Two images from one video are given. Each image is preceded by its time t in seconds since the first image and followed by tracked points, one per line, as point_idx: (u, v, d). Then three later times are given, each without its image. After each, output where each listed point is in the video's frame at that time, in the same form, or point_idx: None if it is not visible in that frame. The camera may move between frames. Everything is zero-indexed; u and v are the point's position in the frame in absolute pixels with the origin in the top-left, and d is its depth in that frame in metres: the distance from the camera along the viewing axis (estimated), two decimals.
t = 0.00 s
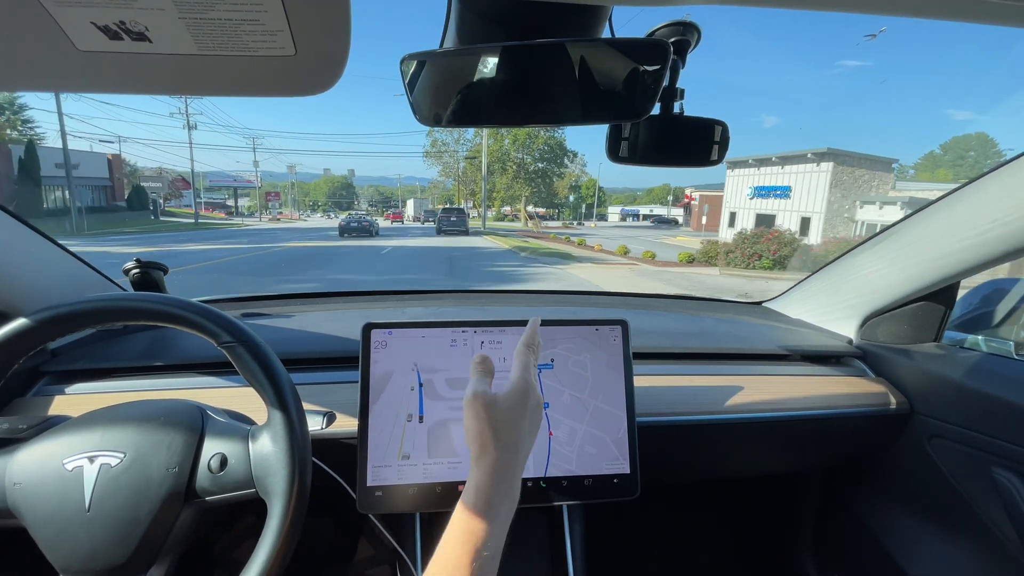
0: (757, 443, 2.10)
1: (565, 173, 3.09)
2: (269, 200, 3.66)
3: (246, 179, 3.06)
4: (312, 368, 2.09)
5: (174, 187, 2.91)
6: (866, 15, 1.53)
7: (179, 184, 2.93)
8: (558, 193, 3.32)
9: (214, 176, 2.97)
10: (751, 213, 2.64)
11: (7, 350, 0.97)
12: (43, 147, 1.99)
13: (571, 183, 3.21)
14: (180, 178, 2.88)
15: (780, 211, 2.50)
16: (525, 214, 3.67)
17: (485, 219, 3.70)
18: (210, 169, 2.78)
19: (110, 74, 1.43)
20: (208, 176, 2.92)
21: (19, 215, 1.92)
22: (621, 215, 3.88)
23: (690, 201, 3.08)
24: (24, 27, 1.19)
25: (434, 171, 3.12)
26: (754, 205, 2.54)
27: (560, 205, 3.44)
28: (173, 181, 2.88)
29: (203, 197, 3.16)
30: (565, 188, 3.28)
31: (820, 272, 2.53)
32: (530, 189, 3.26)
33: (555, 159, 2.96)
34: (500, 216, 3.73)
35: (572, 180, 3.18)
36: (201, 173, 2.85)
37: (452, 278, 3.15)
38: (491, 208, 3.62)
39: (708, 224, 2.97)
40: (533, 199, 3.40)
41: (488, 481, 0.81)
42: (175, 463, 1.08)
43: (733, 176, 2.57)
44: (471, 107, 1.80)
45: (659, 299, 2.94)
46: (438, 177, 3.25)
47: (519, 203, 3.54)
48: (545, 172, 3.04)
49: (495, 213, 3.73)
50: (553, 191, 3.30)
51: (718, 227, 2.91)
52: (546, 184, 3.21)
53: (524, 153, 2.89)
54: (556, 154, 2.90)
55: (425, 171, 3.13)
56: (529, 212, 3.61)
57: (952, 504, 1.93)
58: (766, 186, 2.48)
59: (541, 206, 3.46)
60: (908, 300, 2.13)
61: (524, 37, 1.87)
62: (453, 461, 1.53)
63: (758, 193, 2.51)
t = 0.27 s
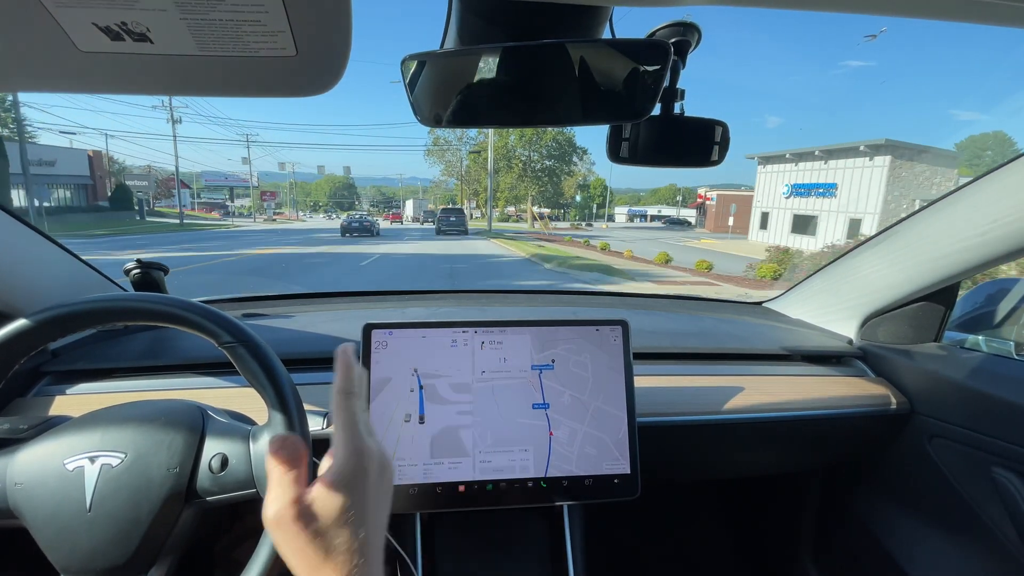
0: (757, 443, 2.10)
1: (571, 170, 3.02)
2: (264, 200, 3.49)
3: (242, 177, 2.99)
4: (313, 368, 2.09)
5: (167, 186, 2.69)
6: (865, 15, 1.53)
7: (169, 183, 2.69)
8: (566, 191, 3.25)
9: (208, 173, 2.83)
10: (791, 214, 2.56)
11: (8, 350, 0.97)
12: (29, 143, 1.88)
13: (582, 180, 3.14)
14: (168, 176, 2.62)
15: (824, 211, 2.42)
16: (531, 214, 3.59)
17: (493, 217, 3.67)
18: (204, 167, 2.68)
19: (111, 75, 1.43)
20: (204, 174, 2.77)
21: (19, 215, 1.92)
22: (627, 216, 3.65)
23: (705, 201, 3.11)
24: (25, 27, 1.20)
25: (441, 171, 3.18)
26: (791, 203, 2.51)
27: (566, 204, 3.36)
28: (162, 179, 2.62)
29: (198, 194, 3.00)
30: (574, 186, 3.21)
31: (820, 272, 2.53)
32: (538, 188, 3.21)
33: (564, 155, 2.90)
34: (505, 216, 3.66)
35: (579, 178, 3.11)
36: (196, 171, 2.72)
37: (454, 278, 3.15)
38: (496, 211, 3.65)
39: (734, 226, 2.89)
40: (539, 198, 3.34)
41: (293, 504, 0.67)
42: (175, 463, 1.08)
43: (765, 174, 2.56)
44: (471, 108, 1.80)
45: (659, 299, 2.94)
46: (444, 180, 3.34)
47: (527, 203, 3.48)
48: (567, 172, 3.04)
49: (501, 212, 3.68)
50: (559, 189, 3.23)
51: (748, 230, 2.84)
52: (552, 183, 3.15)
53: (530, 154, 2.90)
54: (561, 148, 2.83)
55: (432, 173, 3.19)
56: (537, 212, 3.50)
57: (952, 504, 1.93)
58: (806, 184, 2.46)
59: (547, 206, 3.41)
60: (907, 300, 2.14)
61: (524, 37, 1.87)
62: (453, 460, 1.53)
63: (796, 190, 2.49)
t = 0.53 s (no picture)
0: (757, 442, 2.10)
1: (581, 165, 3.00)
2: (259, 200, 3.40)
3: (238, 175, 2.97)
4: (313, 368, 2.09)
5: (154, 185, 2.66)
6: (864, 14, 1.53)
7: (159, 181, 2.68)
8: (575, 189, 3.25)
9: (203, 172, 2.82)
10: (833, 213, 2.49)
11: (8, 350, 0.97)
12: (20, 142, 1.92)
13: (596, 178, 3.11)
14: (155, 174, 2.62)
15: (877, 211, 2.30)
16: (538, 215, 3.50)
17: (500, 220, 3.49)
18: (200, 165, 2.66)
19: (112, 74, 1.43)
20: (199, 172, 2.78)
21: (16, 214, 1.94)
22: (635, 216, 3.65)
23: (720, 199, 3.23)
24: (26, 27, 1.20)
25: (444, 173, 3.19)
26: (837, 201, 2.45)
27: (573, 203, 3.38)
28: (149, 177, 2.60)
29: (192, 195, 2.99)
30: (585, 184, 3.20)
31: (820, 272, 2.53)
32: (545, 187, 3.21)
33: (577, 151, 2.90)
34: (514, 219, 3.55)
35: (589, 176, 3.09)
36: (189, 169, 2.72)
37: (454, 278, 3.15)
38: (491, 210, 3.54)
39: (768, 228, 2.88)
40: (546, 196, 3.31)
41: None
42: (175, 462, 1.08)
43: (808, 168, 2.55)
44: (471, 107, 1.80)
45: (659, 299, 2.94)
46: (445, 180, 3.35)
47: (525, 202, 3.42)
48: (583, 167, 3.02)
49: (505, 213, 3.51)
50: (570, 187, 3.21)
51: (783, 232, 2.83)
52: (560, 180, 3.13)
53: (530, 151, 2.95)
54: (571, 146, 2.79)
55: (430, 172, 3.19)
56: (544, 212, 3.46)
57: (951, 504, 1.93)
58: (855, 180, 2.38)
59: (552, 206, 3.41)
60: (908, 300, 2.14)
61: (524, 37, 1.87)
62: (453, 460, 1.53)
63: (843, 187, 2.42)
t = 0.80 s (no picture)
0: (756, 443, 2.10)
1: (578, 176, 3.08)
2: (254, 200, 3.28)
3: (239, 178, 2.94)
4: (313, 367, 2.09)
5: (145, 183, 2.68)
6: (863, 14, 1.53)
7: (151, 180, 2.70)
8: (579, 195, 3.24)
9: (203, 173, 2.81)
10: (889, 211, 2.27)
11: (7, 349, 0.97)
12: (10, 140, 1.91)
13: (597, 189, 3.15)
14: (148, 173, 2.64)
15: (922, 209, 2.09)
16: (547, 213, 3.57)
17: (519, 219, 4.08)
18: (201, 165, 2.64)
19: (112, 74, 1.43)
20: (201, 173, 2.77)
21: (18, 215, 1.95)
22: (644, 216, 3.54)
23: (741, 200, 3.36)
24: (25, 26, 1.20)
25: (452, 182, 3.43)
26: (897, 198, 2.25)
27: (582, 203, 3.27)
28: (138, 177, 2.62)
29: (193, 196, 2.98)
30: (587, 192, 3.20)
31: (821, 272, 2.54)
32: (555, 184, 3.26)
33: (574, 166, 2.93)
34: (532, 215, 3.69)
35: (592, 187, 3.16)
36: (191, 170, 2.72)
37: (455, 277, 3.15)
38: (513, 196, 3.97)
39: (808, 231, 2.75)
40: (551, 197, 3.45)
41: None
42: (175, 461, 1.08)
43: (879, 163, 2.41)
44: (471, 107, 1.80)
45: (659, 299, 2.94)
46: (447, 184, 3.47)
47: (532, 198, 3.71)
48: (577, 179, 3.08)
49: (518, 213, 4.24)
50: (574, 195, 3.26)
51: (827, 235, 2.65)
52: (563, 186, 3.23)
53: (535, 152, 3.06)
54: (568, 162, 2.82)
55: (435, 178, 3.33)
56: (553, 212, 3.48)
57: (951, 504, 1.93)
58: (919, 177, 2.17)
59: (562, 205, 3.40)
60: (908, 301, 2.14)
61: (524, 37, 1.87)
62: (452, 460, 1.53)
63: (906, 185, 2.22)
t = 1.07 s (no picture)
0: (756, 443, 2.10)
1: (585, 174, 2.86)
2: (248, 200, 3.26)
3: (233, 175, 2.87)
4: (313, 368, 2.09)
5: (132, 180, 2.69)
6: (863, 14, 1.53)
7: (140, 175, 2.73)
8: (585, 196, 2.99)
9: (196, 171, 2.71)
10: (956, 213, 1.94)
11: (7, 351, 0.96)
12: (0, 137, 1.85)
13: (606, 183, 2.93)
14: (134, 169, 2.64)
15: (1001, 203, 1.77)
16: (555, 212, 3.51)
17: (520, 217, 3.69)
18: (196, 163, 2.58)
19: (112, 75, 1.43)
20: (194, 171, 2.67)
21: (22, 218, 1.94)
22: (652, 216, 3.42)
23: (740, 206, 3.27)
24: (26, 27, 1.20)
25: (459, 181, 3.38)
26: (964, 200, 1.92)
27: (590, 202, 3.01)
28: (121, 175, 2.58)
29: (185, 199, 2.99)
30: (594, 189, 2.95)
31: (821, 272, 2.54)
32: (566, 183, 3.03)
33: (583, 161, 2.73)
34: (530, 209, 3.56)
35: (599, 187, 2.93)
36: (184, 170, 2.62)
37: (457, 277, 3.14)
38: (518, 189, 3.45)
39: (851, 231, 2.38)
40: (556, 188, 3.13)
41: None
42: (175, 462, 1.08)
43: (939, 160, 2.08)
44: (471, 108, 1.80)
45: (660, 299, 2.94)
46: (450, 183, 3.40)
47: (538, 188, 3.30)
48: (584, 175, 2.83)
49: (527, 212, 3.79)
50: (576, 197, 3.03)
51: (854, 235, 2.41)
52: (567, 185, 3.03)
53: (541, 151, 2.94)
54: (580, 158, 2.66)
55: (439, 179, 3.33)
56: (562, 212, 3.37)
57: (951, 504, 1.93)
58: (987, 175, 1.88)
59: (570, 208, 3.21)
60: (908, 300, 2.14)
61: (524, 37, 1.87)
62: (453, 460, 1.53)
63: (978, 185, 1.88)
